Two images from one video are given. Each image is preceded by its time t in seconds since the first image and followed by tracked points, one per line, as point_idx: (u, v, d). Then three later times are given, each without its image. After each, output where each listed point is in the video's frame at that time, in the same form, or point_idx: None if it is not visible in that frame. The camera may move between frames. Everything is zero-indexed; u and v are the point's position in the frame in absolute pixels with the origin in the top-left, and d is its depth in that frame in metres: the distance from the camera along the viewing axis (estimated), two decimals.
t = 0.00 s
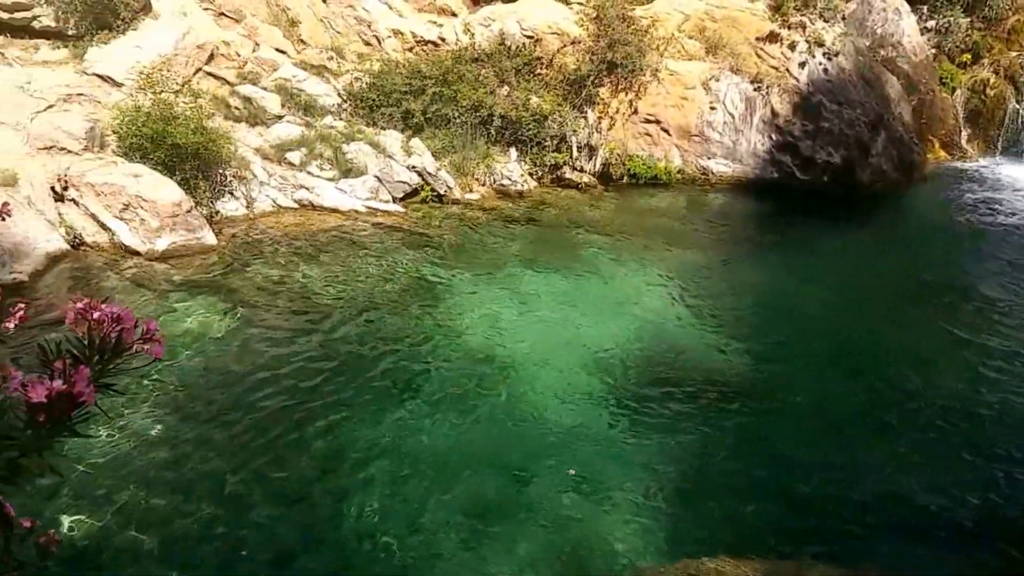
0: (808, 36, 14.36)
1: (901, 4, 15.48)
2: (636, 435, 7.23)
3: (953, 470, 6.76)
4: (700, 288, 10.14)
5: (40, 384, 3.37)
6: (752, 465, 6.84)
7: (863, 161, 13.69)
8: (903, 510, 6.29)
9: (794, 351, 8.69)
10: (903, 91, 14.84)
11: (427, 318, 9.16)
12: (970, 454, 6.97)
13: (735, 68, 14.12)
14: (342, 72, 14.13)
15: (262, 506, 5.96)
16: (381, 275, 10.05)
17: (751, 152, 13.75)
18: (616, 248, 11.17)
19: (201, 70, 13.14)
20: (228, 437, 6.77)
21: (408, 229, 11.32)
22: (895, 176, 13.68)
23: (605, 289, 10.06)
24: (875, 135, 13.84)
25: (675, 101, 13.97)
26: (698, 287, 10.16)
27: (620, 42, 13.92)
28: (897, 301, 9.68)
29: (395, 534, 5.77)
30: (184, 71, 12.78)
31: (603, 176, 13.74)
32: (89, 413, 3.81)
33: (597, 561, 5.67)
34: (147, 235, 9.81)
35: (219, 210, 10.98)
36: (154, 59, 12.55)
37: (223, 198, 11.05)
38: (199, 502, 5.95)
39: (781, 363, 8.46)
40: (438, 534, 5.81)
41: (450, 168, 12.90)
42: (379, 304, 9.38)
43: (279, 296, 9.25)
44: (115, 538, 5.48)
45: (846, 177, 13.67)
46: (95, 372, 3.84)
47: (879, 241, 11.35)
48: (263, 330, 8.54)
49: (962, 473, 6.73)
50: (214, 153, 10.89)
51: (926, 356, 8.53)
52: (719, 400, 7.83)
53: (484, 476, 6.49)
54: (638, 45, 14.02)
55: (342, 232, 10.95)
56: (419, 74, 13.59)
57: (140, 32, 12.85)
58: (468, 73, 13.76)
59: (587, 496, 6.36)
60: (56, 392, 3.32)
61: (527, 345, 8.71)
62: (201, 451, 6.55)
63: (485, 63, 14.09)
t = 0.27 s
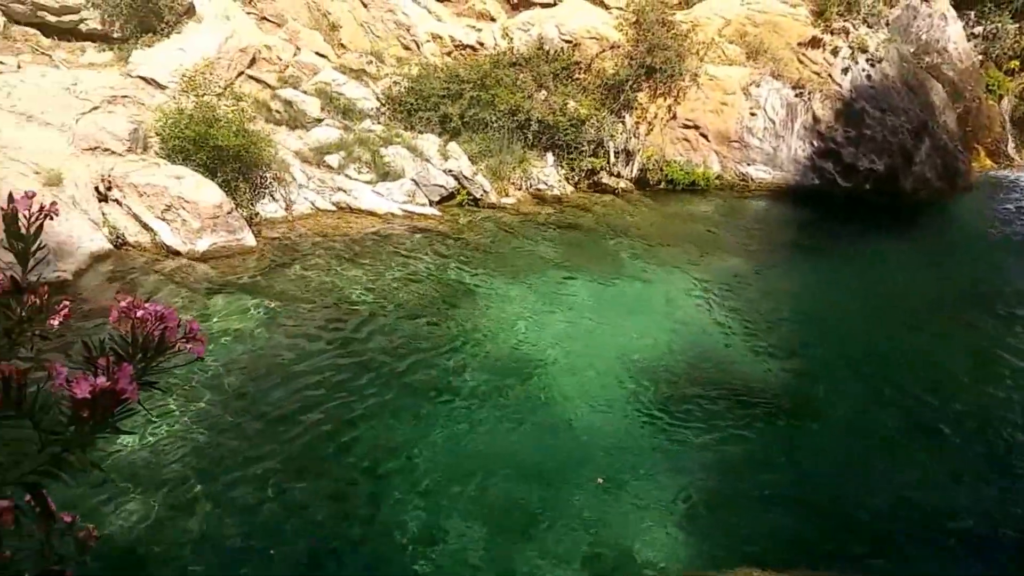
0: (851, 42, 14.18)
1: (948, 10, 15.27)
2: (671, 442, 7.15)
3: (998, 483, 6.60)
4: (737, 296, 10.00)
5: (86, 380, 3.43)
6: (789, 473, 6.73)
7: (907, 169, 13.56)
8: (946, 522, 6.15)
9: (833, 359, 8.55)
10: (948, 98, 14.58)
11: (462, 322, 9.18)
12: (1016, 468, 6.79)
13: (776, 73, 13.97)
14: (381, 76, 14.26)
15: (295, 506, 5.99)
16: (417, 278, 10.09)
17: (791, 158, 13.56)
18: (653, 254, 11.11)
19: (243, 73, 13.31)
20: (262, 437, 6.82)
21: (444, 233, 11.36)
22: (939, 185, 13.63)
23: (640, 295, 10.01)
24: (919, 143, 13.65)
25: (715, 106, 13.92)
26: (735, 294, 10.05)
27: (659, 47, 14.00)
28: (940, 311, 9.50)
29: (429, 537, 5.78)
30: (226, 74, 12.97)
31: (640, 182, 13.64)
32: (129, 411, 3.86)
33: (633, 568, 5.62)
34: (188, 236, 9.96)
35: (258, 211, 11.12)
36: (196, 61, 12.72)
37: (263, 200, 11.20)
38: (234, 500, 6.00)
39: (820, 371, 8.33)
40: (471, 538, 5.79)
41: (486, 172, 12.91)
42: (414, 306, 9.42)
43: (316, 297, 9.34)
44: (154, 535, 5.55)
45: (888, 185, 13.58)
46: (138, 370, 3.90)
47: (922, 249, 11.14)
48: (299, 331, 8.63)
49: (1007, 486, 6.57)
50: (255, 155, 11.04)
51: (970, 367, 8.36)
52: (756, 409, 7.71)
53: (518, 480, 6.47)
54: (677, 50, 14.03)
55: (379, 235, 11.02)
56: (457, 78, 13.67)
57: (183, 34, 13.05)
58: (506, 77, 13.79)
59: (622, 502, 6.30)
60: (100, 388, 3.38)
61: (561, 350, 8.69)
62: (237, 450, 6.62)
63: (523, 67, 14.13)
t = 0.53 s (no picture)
0: (897, 50, 13.93)
1: (998, 16, 15.08)
2: (709, 453, 7.05)
3: None
4: (777, 307, 9.85)
5: (131, 380, 3.50)
6: (830, 485, 6.60)
7: (952, 178, 13.37)
8: (994, 539, 5.98)
9: (876, 371, 8.38)
10: (996, 107, 14.24)
11: (498, 329, 9.16)
12: None
13: (819, 80, 13.79)
14: (420, 83, 14.38)
15: (330, 508, 6.02)
16: (453, 283, 10.11)
17: (834, 167, 13.37)
18: (691, 262, 11.02)
19: (285, 79, 13.51)
20: (299, 439, 6.87)
21: (481, 238, 11.38)
22: (986, 196, 13.48)
23: (678, 304, 9.91)
24: (966, 153, 13.43)
25: (756, 113, 13.75)
26: (775, 304, 9.91)
27: (700, 53, 13.78)
28: (986, 323, 9.29)
29: (464, 543, 5.76)
30: (268, 80, 13.15)
31: (678, 188, 13.65)
32: (173, 412, 3.93)
33: None
34: (229, 239, 10.10)
35: (298, 215, 11.27)
36: (239, 67, 12.90)
37: (303, 204, 11.33)
38: (271, 501, 6.05)
39: (862, 383, 8.16)
40: (503, 544, 5.77)
41: (524, 179, 12.91)
42: (449, 312, 9.44)
43: (353, 301, 9.41)
44: (192, 534, 5.61)
45: (933, 194, 13.37)
46: (180, 371, 3.98)
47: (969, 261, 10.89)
48: (337, 335, 8.69)
49: None
50: (296, 160, 11.16)
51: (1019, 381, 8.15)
52: (797, 421, 7.57)
53: (554, 488, 6.43)
54: (720, 56, 13.81)
55: (416, 240, 11.08)
56: (496, 84, 13.71)
57: (227, 41, 13.28)
58: (545, 83, 13.77)
59: (659, 512, 6.23)
60: (146, 387, 3.45)
61: (597, 357, 8.65)
62: (275, 452, 6.67)
63: (562, 73, 14.09)
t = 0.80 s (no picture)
0: (944, 60, 13.94)
1: None
2: (747, 466, 6.95)
3: None
4: (818, 321, 9.71)
5: (177, 383, 3.54)
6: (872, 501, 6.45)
7: (1003, 191, 13.28)
8: None
9: (920, 386, 8.22)
10: None
11: (534, 338, 9.14)
12: None
13: (864, 90, 13.82)
14: (459, 92, 14.48)
15: (365, 514, 6.04)
16: (489, 292, 10.12)
17: (880, 178, 13.41)
18: (731, 273, 10.93)
19: (326, 88, 13.68)
20: (335, 445, 6.92)
21: (517, 247, 11.39)
22: None
23: (715, 316, 9.81)
24: (1017, 165, 13.34)
25: (800, 123, 13.80)
26: (816, 318, 9.78)
27: (742, 62, 13.74)
28: None
29: (498, 552, 5.73)
30: (310, 89, 13.31)
31: (718, 200, 13.52)
32: (217, 415, 3.96)
33: None
34: (270, 246, 10.23)
35: (338, 222, 11.38)
36: (282, 77, 13.04)
37: (343, 212, 11.44)
38: (306, 506, 6.08)
39: (905, 399, 8.00)
40: (537, 555, 5.72)
41: (562, 188, 12.91)
42: (485, 320, 9.45)
43: (390, 309, 9.46)
44: (229, 538, 5.65)
45: (982, 207, 13.33)
46: (225, 376, 4.03)
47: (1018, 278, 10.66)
48: (373, 342, 8.73)
49: None
50: (337, 168, 11.27)
51: None
52: (838, 436, 7.43)
53: (590, 499, 6.38)
54: (762, 66, 13.74)
55: (453, 248, 11.11)
56: (534, 93, 13.74)
57: (271, 50, 13.43)
58: (583, 92, 13.76)
59: (696, 526, 6.14)
60: (191, 391, 3.48)
61: (634, 369, 8.59)
62: (311, 458, 6.71)
63: (601, 83, 14.06)
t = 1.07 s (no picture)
0: (997, 72, 13.66)
1: None
2: (790, 488, 6.79)
3: None
4: (862, 340, 9.50)
5: (225, 392, 3.55)
6: (919, 527, 6.29)
7: None
8: None
9: (968, 409, 8.01)
10: None
11: (571, 354, 9.05)
12: None
13: (913, 103, 13.64)
14: (498, 104, 14.53)
15: (402, 527, 6.02)
16: (525, 305, 10.08)
17: (929, 194, 13.24)
18: (772, 289, 10.77)
19: (368, 101, 13.95)
20: (372, 456, 6.91)
21: (554, 260, 11.34)
22: None
23: (755, 333, 9.65)
24: None
25: (846, 136, 13.63)
26: (860, 334, 9.62)
27: (787, 74, 13.59)
28: None
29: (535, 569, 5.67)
30: (352, 103, 13.58)
31: (761, 214, 13.39)
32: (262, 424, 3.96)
33: None
34: (311, 256, 10.32)
35: (376, 233, 11.41)
36: (326, 90, 13.25)
37: (381, 223, 11.49)
38: (344, 517, 6.08)
39: (953, 422, 7.80)
40: (573, 572, 5.65)
41: (600, 201, 12.86)
42: (521, 334, 9.39)
43: (427, 321, 9.46)
44: (265, 548, 5.66)
45: None
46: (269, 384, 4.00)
47: None
48: (410, 353, 8.74)
49: None
50: (377, 179, 11.34)
51: None
52: (884, 458, 7.24)
53: (627, 517, 6.29)
54: (807, 78, 13.56)
55: (489, 260, 11.10)
56: (574, 106, 13.74)
57: (315, 65, 13.63)
58: (623, 105, 13.72)
59: (736, 547, 6.02)
60: (239, 399, 3.49)
61: (672, 385, 8.48)
62: (348, 469, 6.71)
63: (641, 96, 13.99)
